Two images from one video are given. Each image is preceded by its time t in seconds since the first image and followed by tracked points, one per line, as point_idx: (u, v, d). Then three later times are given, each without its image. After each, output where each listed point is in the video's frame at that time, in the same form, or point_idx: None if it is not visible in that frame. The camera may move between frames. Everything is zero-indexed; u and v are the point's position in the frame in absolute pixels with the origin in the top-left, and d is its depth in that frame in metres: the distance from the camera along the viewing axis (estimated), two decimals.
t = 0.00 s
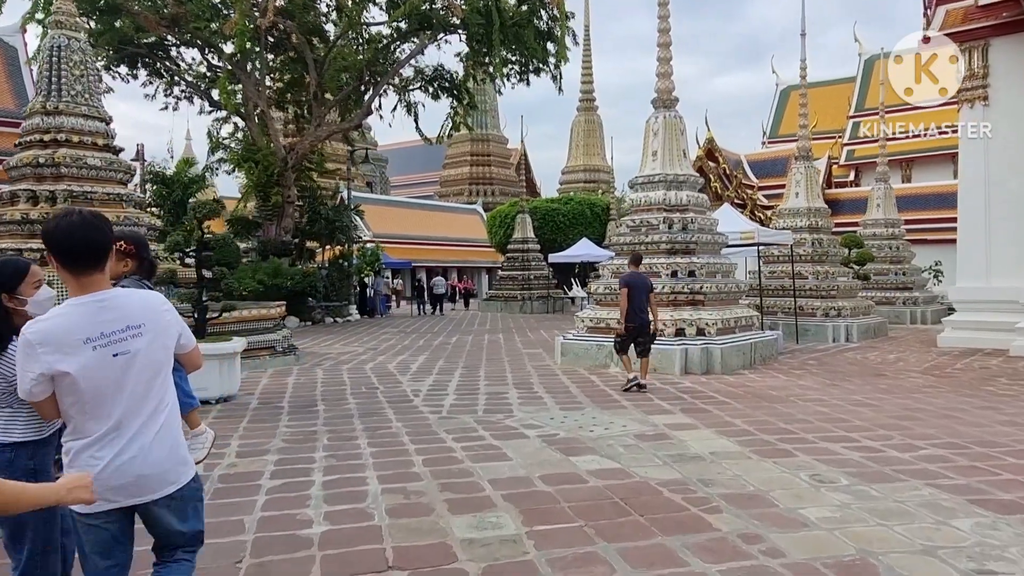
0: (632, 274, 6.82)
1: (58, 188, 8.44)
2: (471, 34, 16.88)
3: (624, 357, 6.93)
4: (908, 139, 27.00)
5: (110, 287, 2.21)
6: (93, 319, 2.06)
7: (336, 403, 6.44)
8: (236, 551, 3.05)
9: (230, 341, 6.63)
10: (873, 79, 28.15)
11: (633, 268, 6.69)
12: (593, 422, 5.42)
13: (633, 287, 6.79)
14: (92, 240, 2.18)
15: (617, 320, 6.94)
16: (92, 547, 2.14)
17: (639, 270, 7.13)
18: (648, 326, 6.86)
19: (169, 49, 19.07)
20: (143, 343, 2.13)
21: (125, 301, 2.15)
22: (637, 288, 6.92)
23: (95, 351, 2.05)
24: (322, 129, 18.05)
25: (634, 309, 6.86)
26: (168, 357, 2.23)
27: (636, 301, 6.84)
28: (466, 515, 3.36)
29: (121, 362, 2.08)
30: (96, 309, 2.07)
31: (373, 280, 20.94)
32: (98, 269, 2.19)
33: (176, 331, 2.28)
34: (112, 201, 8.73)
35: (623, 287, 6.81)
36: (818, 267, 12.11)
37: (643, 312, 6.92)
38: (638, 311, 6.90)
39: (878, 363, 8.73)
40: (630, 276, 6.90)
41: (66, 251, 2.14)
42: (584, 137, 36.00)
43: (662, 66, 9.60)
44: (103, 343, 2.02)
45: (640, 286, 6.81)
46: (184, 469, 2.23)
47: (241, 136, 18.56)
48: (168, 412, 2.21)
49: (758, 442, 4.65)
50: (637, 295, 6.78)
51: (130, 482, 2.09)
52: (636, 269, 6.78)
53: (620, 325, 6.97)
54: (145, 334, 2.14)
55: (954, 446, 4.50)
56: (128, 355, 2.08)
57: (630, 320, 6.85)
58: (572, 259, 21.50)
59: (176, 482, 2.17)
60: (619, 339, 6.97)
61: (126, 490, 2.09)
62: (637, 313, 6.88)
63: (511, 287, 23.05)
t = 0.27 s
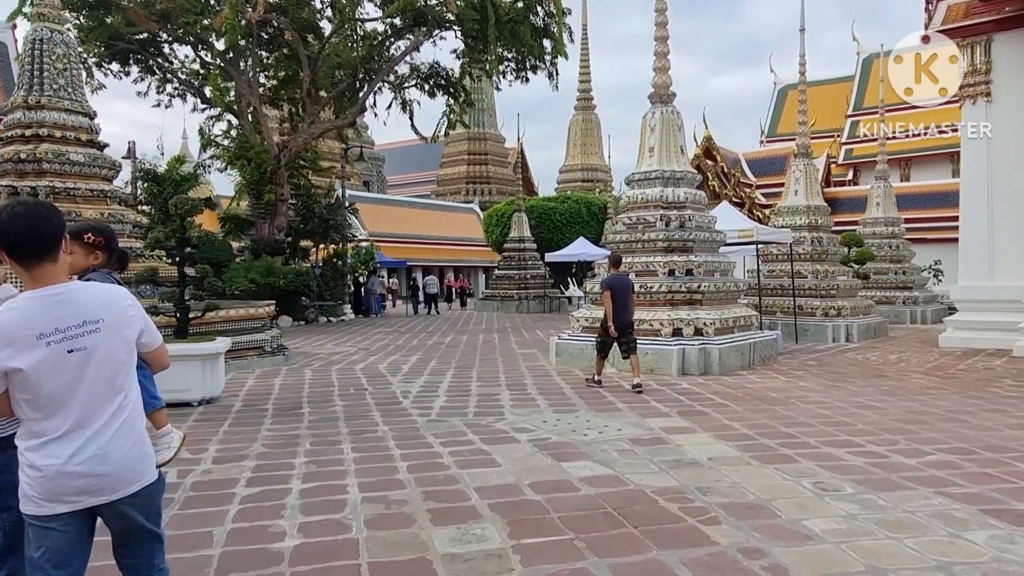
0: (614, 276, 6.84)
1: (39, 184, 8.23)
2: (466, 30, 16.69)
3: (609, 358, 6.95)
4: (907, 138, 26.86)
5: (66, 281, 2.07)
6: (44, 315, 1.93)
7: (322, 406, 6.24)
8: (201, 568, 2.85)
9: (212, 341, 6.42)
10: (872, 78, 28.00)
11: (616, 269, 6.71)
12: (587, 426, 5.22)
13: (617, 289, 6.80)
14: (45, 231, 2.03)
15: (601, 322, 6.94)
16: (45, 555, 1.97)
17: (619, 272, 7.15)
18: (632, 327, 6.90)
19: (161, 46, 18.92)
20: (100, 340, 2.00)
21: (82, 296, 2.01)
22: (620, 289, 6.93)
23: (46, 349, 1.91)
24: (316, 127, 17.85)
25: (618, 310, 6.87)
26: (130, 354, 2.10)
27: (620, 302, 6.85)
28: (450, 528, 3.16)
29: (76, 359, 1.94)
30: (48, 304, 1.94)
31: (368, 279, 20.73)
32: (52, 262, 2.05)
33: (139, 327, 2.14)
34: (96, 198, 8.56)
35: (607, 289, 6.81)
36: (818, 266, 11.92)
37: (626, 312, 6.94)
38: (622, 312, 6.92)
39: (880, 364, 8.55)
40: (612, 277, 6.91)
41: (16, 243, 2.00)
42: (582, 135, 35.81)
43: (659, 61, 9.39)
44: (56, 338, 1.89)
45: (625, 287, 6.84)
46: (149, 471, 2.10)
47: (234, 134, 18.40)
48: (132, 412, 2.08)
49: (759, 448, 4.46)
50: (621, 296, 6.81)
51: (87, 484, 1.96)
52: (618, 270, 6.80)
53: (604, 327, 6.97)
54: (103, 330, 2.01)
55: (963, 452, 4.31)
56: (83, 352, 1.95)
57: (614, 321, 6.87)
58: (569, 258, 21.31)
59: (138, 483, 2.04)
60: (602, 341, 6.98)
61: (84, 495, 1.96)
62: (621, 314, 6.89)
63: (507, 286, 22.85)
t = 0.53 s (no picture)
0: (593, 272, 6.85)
1: (22, 178, 8.04)
2: (463, 25, 16.50)
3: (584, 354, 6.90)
4: (909, 137, 26.66)
5: (41, 283, 1.93)
6: (16, 320, 1.80)
7: (308, 408, 6.03)
8: None
9: (195, 341, 6.23)
10: (873, 76, 27.79)
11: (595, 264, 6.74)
12: (581, 431, 5.02)
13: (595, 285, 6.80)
14: (17, 229, 1.88)
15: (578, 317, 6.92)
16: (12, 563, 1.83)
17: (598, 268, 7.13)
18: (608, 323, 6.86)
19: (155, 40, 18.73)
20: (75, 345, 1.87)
21: (56, 299, 1.88)
22: (599, 286, 6.95)
23: (17, 356, 1.79)
24: (311, 123, 17.65)
25: (595, 306, 6.85)
26: (109, 357, 1.97)
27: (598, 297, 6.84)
28: (427, 543, 2.97)
29: (50, 365, 1.82)
30: (19, 309, 1.81)
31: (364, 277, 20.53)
32: (25, 262, 1.91)
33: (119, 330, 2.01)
34: (81, 193, 8.35)
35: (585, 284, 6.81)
36: (819, 265, 11.72)
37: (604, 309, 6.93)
38: (599, 308, 6.90)
39: (883, 366, 8.36)
40: (592, 273, 6.93)
41: None
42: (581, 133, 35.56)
43: (658, 54, 9.16)
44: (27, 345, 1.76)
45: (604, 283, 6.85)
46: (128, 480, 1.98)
47: (229, 129, 18.23)
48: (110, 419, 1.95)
49: (759, 455, 4.27)
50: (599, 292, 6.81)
51: (58, 496, 1.84)
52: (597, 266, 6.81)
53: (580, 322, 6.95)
54: (78, 335, 1.88)
55: (975, 461, 4.12)
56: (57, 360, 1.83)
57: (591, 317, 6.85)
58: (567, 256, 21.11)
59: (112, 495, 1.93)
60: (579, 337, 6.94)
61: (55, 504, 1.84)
62: (598, 309, 6.87)
63: (505, 284, 22.63)
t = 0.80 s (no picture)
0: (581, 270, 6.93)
1: (8, 171, 7.85)
2: (464, 19, 16.27)
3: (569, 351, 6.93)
4: (913, 137, 26.42)
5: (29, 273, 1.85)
6: None
7: (298, 409, 5.83)
8: None
9: (181, 339, 6.03)
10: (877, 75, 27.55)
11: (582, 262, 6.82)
12: (580, 435, 4.81)
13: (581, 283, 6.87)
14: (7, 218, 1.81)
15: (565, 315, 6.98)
16: None
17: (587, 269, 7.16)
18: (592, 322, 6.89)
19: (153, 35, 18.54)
20: (62, 338, 1.78)
21: (45, 289, 1.80)
22: (588, 286, 7.02)
23: None
24: (309, 118, 17.43)
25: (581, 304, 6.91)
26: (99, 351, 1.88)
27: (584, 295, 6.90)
28: (412, 558, 2.77)
29: (34, 357, 1.74)
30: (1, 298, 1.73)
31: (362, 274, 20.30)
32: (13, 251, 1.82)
33: (110, 323, 1.93)
34: (69, 186, 8.17)
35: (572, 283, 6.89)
36: (824, 264, 11.50)
37: (592, 308, 6.98)
38: (585, 307, 6.96)
39: (891, 368, 8.15)
40: (581, 273, 7.02)
41: None
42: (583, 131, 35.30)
43: (662, 47, 8.95)
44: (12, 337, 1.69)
45: (591, 282, 6.92)
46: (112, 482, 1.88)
47: (226, 124, 18.05)
48: (96, 417, 1.86)
49: (767, 463, 4.06)
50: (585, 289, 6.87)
51: (40, 493, 1.76)
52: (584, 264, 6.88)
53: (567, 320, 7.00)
54: (65, 327, 1.79)
55: (995, 470, 3.92)
56: (42, 352, 1.75)
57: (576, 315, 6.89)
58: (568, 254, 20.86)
59: (99, 494, 1.84)
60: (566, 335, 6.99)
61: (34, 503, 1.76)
62: (584, 307, 6.92)
63: (505, 283, 22.41)
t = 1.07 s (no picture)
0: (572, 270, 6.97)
1: None
2: (465, 16, 16.05)
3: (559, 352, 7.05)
4: (918, 136, 26.19)
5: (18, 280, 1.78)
6: None
7: (289, 414, 5.63)
8: None
9: (169, 342, 5.84)
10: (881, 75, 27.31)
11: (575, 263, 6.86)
12: (583, 444, 4.60)
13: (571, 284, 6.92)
14: None
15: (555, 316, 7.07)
16: None
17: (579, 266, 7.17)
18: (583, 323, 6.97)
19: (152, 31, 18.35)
20: (41, 348, 1.70)
21: (30, 297, 1.73)
22: (579, 286, 7.04)
23: None
24: (308, 116, 17.22)
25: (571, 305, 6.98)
26: (81, 362, 1.80)
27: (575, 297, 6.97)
28: None
29: (11, 369, 1.67)
30: None
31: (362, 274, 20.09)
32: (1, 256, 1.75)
33: (96, 334, 1.84)
34: (58, 183, 7.98)
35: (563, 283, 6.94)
36: (830, 266, 11.29)
37: (583, 309, 7.05)
38: (576, 307, 7.01)
39: (901, 372, 7.94)
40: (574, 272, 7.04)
41: None
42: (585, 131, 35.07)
43: (666, 43, 8.73)
44: None
45: (583, 284, 6.94)
46: (89, 502, 1.78)
47: (224, 122, 17.85)
48: (75, 431, 1.77)
49: (779, 475, 3.85)
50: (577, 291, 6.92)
51: (10, 513, 1.67)
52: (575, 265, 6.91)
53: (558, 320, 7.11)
54: (45, 337, 1.71)
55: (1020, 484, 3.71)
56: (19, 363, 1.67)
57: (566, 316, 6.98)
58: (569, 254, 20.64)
59: (76, 514, 1.75)
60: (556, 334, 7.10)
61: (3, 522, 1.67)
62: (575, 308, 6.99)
63: (506, 283, 22.21)
